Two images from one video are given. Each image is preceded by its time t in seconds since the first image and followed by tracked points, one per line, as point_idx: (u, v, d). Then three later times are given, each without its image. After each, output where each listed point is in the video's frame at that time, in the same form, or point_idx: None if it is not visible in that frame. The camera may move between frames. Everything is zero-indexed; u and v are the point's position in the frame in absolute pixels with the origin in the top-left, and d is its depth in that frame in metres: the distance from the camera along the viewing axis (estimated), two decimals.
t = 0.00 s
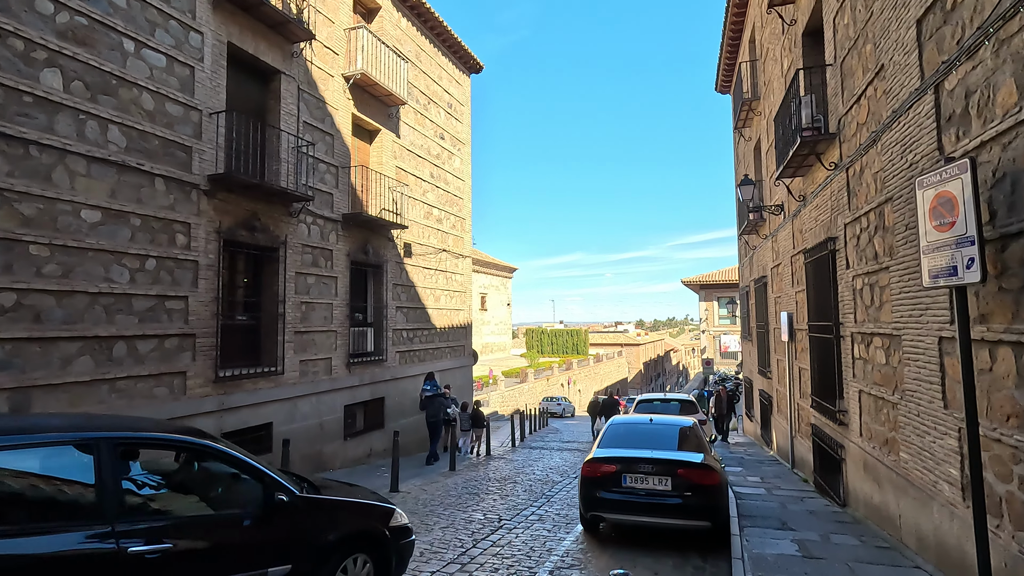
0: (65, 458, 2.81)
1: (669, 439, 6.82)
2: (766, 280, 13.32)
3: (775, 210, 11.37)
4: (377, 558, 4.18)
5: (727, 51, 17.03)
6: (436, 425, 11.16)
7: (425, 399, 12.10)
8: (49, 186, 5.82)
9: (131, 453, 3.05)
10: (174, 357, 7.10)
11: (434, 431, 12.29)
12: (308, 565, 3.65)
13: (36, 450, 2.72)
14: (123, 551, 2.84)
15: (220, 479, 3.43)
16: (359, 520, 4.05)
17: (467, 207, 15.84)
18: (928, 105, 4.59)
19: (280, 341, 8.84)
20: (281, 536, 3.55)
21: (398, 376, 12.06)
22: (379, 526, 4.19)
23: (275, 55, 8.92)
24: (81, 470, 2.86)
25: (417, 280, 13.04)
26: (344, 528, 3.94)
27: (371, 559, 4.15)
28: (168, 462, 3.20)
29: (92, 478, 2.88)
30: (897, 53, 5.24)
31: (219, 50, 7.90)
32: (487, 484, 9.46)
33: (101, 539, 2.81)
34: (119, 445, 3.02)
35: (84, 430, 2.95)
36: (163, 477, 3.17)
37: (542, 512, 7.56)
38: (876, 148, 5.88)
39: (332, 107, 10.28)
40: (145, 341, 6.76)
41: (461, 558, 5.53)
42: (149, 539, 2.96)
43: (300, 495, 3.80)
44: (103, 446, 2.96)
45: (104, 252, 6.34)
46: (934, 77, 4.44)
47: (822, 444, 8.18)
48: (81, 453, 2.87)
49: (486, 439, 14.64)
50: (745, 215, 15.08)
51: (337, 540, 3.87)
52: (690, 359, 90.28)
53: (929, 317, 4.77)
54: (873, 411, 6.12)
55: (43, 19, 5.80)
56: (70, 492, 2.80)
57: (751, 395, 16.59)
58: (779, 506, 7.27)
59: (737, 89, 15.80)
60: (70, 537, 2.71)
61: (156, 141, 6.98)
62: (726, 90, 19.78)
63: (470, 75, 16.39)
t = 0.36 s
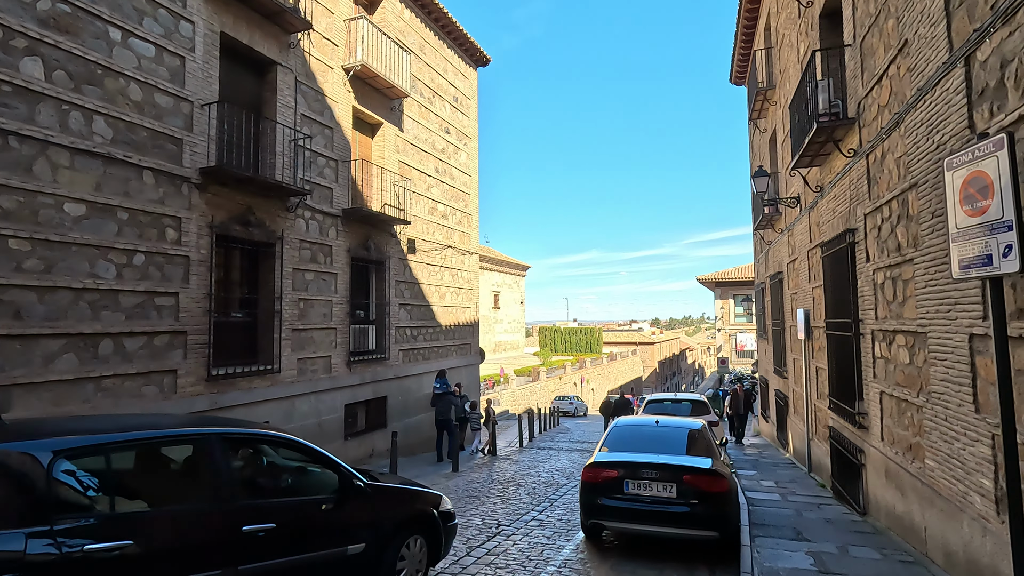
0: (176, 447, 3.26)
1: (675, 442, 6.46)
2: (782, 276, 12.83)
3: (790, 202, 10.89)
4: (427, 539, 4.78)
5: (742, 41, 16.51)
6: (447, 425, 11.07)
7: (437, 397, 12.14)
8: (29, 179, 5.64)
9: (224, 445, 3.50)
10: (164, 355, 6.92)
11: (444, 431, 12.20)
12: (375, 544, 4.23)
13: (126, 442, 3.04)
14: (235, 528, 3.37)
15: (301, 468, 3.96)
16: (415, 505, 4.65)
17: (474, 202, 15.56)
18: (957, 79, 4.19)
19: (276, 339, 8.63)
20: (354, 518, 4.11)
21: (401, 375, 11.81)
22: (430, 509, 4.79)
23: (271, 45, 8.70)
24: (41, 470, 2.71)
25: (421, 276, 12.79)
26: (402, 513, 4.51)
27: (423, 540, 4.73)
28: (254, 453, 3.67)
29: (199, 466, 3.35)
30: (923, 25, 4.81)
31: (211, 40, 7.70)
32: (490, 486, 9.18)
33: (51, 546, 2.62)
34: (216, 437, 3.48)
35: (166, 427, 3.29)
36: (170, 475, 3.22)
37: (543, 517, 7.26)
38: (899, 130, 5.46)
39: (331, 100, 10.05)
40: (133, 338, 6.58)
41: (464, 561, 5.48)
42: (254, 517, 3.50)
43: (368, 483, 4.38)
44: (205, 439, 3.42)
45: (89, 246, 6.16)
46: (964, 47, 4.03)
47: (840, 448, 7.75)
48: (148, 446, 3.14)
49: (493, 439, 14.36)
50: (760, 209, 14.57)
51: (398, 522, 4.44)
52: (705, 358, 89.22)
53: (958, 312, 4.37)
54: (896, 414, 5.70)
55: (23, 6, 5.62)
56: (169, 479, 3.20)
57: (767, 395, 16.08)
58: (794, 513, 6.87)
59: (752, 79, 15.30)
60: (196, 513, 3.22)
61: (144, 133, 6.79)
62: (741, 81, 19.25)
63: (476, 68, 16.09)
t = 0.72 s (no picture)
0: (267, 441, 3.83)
1: (685, 444, 6.07)
2: (802, 271, 12.27)
3: (811, 193, 10.38)
4: (472, 523, 5.39)
5: (761, 29, 15.95)
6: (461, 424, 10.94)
7: (452, 396, 12.11)
8: (13, 169, 5.49)
9: (306, 438, 4.10)
10: (156, 351, 6.76)
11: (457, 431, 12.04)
12: (432, 526, 4.84)
13: (226, 438, 3.61)
14: (322, 510, 3.96)
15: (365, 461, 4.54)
16: (459, 493, 5.24)
17: (483, 198, 15.27)
18: (997, 43, 3.75)
19: (275, 335, 8.45)
20: (413, 504, 4.70)
21: (407, 373, 11.57)
22: (473, 495, 5.42)
23: (270, 35, 8.51)
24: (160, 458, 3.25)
25: (428, 273, 12.54)
26: (450, 499, 5.12)
27: (468, 524, 5.34)
28: (328, 448, 4.23)
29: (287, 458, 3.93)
30: None
31: (207, 29, 7.52)
32: (495, 488, 8.88)
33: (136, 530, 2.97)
34: (297, 433, 4.04)
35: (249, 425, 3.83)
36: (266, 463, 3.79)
37: (546, 522, 6.94)
38: (930, 107, 5.00)
39: (334, 92, 9.84)
40: (123, 334, 6.42)
41: (484, 556, 5.67)
42: (335, 502, 4.08)
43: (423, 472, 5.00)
44: (288, 435, 3.99)
45: (77, 239, 6.00)
46: (1005, 6, 3.60)
47: (864, 451, 7.28)
48: (243, 442, 3.70)
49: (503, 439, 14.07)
50: (780, 202, 14.02)
51: (448, 508, 5.04)
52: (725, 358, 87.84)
53: (997, 304, 3.93)
54: (926, 416, 5.25)
55: None
56: (264, 468, 3.77)
57: (787, 396, 15.53)
58: (814, 521, 6.43)
59: (771, 68, 14.74)
60: (291, 498, 3.81)
61: (136, 124, 6.63)
62: (760, 72, 18.64)
63: (486, 61, 15.80)
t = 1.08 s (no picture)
0: (337, 441, 4.60)
1: (697, 452, 5.63)
2: (828, 269, 11.64)
3: (837, 185, 9.81)
4: (511, 512, 6.04)
5: (782, 19, 15.36)
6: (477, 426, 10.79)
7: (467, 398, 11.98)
8: None
9: (373, 437, 4.87)
10: (149, 351, 6.57)
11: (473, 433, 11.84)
12: (478, 515, 5.54)
13: (313, 436, 4.43)
14: (386, 502, 4.70)
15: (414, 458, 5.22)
16: (497, 487, 5.85)
17: (495, 197, 14.96)
18: None
19: (276, 336, 8.24)
20: (461, 496, 5.41)
21: (415, 375, 11.28)
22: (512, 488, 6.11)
23: (270, 28, 8.31)
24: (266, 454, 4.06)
25: (437, 273, 12.25)
26: (493, 491, 5.82)
27: (506, 514, 5.97)
28: (383, 446, 4.95)
29: (353, 456, 4.67)
30: None
31: (203, 21, 7.35)
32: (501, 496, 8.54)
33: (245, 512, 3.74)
34: (358, 433, 4.77)
35: (326, 426, 4.61)
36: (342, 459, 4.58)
37: (548, 534, 6.56)
38: (970, 81, 4.51)
39: (337, 87, 9.63)
40: (113, 333, 6.24)
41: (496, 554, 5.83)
42: (400, 494, 4.85)
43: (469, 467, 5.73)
44: (351, 435, 4.73)
45: (64, 235, 5.83)
46: None
47: (896, 460, 6.74)
48: (318, 442, 4.46)
49: (516, 443, 13.73)
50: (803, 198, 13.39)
51: (487, 499, 5.69)
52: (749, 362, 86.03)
53: None
54: (967, 423, 4.74)
55: None
56: (337, 464, 4.53)
57: (813, 400, 14.83)
58: (841, 537, 5.93)
59: (794, 59, 14.13)
60: (360, 490, 4.55)
61: (127, 118, 6.46)
62: (783, 64, 17.98)
63: (498, 57, 15.50)
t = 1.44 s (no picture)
0: (392, 440, 4.85)
1: (704, 461, 5.20)
2: (850, 266, 11.07)
3: (858, 176, 9.27)
4: (540, 508, 6.21)
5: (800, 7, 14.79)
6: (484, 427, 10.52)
7: (474, 398, 11.74)
8: None
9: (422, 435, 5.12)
10: (132, 350, 6.35)
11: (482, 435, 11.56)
12: (515, 510, 5.75)
13: (373, 435, 4.68)
14: (437, 494, 4.93)
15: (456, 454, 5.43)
16: (527, 483, 6.04)
17: (502, 193, 14.62)
18: None
19: (269, 335, 7.99)
20: (499, 491, 5.62)
21: (416, 376, 10.98)
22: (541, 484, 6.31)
23: (263, 18, 8.07)
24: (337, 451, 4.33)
25: (441, 271, 11.94)
26: (527, 487, 6.04)
27: (537, 508, 6.17)
28: (430, 442, 5.18)
29: (407, 452, 4.92)
30: None
31: (191, 10, 7.13)
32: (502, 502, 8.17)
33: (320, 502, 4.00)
34: (410, 433, 5.02)
35: (382, 425, 4.87)
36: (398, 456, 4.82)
37: (545, 547, 6.20)
38: (1008, 48, 4.04)
39: (334, 80, 9.37)
40: (94, 331, 6.03)
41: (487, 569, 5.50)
42: (449, 488, 5.08)
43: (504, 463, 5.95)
44: (404, 433, 4.98)
45: (40, 229, 5.62)
46: None
47: (923, 470, 6.24)
48: (377, 439, 4.72)
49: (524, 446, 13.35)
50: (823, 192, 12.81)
51: (522, 493, 5.88)
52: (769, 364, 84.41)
53: None
54: (1004, 431, 4.27)
55: None
56: (395, 458, 4.79)
57: (834, 404, 14.20)
58: (863, 554, 5.46)
59: (812, 48, 13.56)
60: (416, 482, 4.80)
61: (109, 109, 6.25)
62: (801, 56, 17.35)
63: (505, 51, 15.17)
